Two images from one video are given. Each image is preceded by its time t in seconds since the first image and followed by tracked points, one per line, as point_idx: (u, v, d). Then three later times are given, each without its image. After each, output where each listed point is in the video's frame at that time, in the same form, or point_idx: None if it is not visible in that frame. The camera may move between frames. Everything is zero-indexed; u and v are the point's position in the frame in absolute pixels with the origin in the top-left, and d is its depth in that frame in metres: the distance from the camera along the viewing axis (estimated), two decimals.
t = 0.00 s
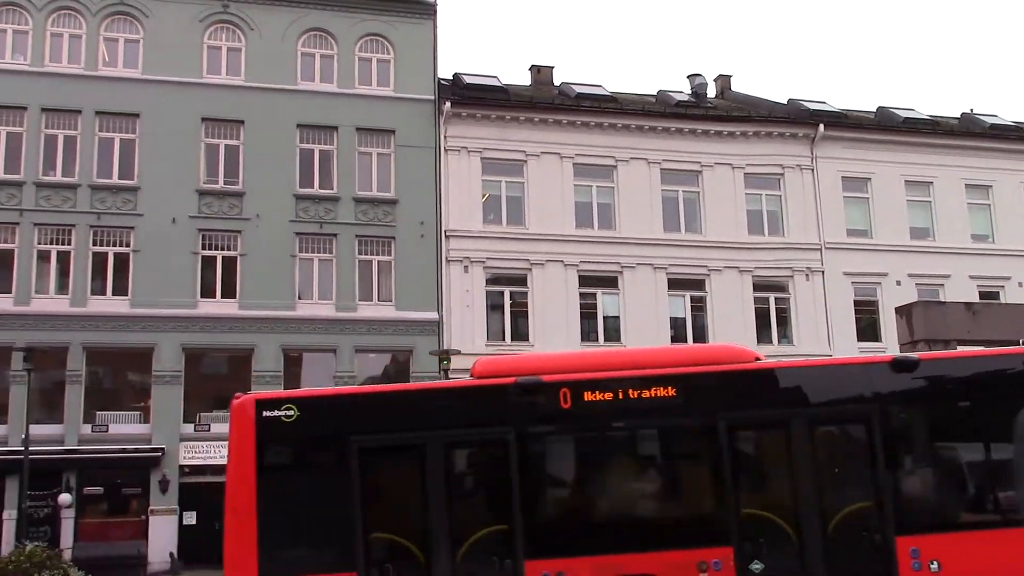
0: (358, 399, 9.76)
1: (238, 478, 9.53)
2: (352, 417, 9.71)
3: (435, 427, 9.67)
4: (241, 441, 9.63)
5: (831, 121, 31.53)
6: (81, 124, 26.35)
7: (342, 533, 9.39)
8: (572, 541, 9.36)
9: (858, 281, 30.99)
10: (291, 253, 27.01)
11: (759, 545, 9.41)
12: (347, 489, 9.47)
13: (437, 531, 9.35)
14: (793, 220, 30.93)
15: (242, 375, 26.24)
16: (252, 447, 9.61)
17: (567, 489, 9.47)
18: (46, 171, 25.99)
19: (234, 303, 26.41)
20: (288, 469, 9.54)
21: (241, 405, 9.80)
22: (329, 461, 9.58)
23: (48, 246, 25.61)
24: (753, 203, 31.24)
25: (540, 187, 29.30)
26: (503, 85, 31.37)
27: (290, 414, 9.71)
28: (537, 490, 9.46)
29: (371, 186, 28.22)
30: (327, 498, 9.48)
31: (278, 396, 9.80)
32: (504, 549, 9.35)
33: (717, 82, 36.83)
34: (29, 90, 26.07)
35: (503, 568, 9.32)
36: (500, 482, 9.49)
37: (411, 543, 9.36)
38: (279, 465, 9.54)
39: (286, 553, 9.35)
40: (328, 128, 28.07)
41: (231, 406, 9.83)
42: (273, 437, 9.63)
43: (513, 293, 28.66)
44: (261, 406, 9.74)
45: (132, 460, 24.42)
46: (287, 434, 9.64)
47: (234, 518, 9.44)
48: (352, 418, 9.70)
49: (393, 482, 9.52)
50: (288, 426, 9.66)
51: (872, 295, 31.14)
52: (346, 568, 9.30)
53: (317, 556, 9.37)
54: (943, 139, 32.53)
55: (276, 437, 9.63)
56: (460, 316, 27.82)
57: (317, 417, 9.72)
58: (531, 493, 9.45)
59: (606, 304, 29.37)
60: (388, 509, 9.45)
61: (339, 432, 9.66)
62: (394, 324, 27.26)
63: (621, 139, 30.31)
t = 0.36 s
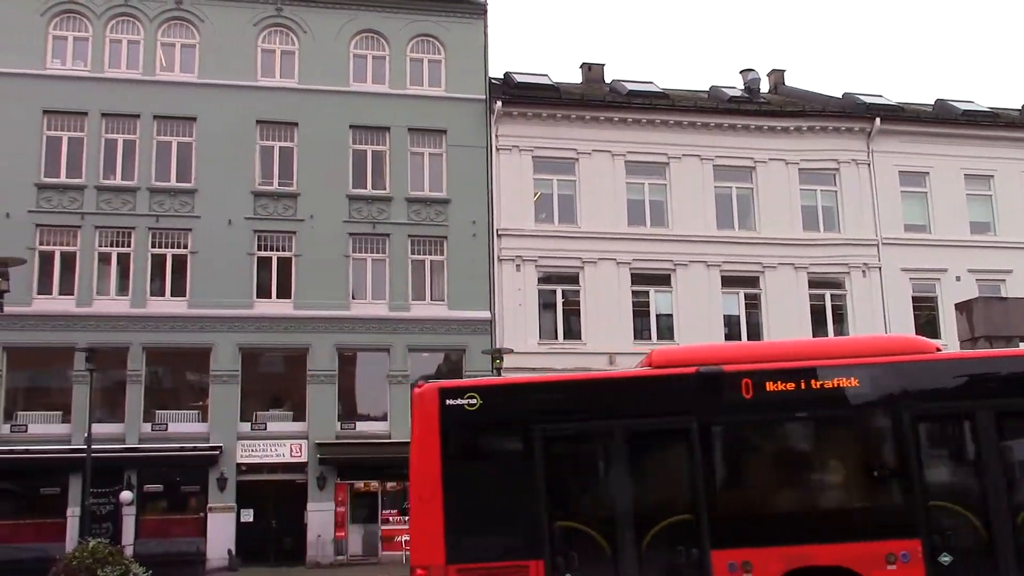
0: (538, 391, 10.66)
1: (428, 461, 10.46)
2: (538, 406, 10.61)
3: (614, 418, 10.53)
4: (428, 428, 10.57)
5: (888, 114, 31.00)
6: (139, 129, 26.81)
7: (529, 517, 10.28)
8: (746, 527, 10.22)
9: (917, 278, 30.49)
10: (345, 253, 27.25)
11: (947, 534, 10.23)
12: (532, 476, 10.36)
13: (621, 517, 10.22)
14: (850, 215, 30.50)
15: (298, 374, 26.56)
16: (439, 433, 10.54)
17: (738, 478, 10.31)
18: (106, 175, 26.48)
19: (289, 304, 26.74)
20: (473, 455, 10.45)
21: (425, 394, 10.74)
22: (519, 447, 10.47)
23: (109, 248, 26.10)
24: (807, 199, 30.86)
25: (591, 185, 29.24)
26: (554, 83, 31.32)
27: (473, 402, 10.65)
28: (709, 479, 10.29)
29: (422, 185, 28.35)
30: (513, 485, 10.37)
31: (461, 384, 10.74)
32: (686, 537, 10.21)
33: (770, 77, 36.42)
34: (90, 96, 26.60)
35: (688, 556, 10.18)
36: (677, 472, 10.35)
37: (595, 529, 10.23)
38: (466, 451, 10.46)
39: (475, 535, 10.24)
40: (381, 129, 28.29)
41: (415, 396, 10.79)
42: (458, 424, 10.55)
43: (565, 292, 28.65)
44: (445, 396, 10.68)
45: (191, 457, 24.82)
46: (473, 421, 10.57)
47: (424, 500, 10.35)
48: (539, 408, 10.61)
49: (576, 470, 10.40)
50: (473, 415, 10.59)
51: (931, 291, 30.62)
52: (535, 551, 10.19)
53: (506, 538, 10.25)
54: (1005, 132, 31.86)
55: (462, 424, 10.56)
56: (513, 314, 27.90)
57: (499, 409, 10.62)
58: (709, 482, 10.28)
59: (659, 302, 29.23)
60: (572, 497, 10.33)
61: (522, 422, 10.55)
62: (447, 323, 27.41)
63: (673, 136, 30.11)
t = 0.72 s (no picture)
0: (708, 376, 9.90)
1: (594, 447, 9.78)
2: (699, 392, 9.85)
3: (776, 406, 9.74)
4: (593, 412, 9.88)
5: (931, 109, 30.57)
6: (181, 131, 27.11)
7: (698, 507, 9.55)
8: (915, 517, 9.45)
9: (961, 275, 30.09)
10: (384, 253, 27.39)
11: None
12: (702, 465, 9.62)
13: (796, 506, 9.46)
14: (892, 211, 30.14)
15: (338, 373, 26.74)
16: (604, 417, 9.85)
17: (901, 463, 9.52)
18: (149, 177, 26.80)
19: (330, 303, 26.93)
20: (641, 442, 9.74)
21: (588, 379, 10.05)
22: (680, 436, 9.73)
23: (152, 250, 26.41)
24: (849, 195, 30.54)
25: (630, 183, 29.15)
26: (592, 81, 31.25)
27: (637, 388, 9.92)
28: (879, 469, 9.50)
29: (461, 185, 28.41)
30: (678, 473, 9.65)
31: (624, 371, 10.03)
32: (858, 528, 9.47)
33: (810, 73, 36.08)
34: (133, 100, 26.96)
35: (859, 546, 9.43)
36: (845, 462, 9.56)
37: (769, 520, 9.48)
38: (634, 438, 9.75)
39: (642, 523, 9.57)
40: (419, 129, 28.40)
41: (577, 383, 10.09)
42: (624, 411, 9.85)
43: (604, 291, 28.62)
44: (609, 382, 9.98)
45: (234, 457, 25.01)
46: (640, 408, 9.85)
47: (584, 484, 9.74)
48: (701, 395, 9.83)
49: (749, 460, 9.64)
50: (635, 401, 9.87)
51: (975, 288, 30.19)
52: (696, 542, 9.49)
53: (666, 528, 9.57)
54: None
55: (629, 410, 9.84)
56: (552, 314, 27.92)
57: (658, 398, 9.88)
58: (882, 471, 9.50)
59: (699, 300, 29.11)
60: (745, 486, 9.59)
61: (688, 408, 9.81)
62: (487, 322, 27.46)
63: (712, 133, 29.94)
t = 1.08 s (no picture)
0: (896, 362, 8.93)
1: (780, 442, 8.75)
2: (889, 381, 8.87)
3: (970, 396, 8.74)
4: (776, 404, 8.82)
5: (996, 100, 29.92)
6: (241, 135, 27.49)
7: (887, 501, 8.64)
8: None
9: None
10: (442, 253, 27.52)
11: None
12: (891, 458, 8.69)
13: (994, 500, 8.52)
14: (957, 205, 29.54)
15: (397, 373, 26.93)
16: (788, 409, 8.81)
17: None
18: (210, 181, 27.21)
19: (388, 304, 27.13)
20: (828, 435, 8.77)
21: (766, 369, 8.99)
22: (869, 429, 8.77)
23: (214, 252, 26.82)
24: (911, 189, 30.00)
25: (687, 180, 28.95)
26: (646, 77, 31.05)
27: (820, 378, 8.91)
28: None
29: (517, 184, 28.43)
30: (865, 468, 8.70)
31: (805, 359, 9.00)
32: None
33: (869, 65, 35.53)
34: (194, 105, 27.40)
35: None
36: None
37: (962, 514, 8.57)
38: (819, 432, 8.76)
39: (830, 520, 8.62)
40: (474, 129, 28.48)
41: (755, 371, 9.04)
42: (807, 403, 8.83)
43: (661, 288, 28.47)
44: (791, 371, 8.92)
45: (296, 456, 25.33)
46: (824, 400, 8.84)
47: (767, 482, 8.70)
48: (892, 384, 8.86)
49: (942, 453, 8.67)
50: (821, 394, 8.86)
51: None
52: (889, 543, 8.55)
53: (855, 526, 8.63)
54: None
55: (813, 402, 8.83)
56: (609, 312, 27.83)
57: (845, 389, 8.89)
58: None
59: (758, 297, 28.80)
60: (937, 478, 8.66)
61: (874, 397, 8.84)
62: (544, 321, 27.45)
63: (770, 128, 29.61)
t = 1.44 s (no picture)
0: None
1: (981, 428, 9.11)
2: None
3: None
4: (974, 390, 9.20)
5: None
6: (309, 136, 27.84)
7: None
8: None
9: None
10: (508, 251, 27.58)
11: None
12: None
13: None
14: None
15: (464, 371, 27.05)
16: (987, 395, 9.18)
17: None
18: (279, 182, 27.60)
19: (455, 302, 27.26)
20: None
21: (964, 354, 9.39)
22: None
23: (284, 253, 27.21)
24: (988, 180, 29.26)
25: (755, 174, 28.59)
26: (713, 71, 30.71)
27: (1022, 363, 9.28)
28: None
29: (583, 180, 28.35)
30: None
31: (1004, 345, 9.39)
32: None
33: (943, 54, 34.71)
34: (264, 108, 27.82)
35: None
36: None
37: None
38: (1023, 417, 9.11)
39: None
40: (540, 126, 28.46)
41: (955, 355, 9.42)
42: (1010, 390, 9.18)
43: (729, 284, 28.19)
44: (991, 357, 9.31)
45: (366, 454, 25.59)
46: None
47: (973, 469, 9.05)
48: None
49: None
50: None
51: None
52: None
53: None
54: None
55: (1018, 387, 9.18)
56: (677, 309, 27.64)
57: None
58: None
59: (830, 292, 28.35)
60: None
61: None
62: (611, 318, 27.35)
63: (840, 120, 29.09)
